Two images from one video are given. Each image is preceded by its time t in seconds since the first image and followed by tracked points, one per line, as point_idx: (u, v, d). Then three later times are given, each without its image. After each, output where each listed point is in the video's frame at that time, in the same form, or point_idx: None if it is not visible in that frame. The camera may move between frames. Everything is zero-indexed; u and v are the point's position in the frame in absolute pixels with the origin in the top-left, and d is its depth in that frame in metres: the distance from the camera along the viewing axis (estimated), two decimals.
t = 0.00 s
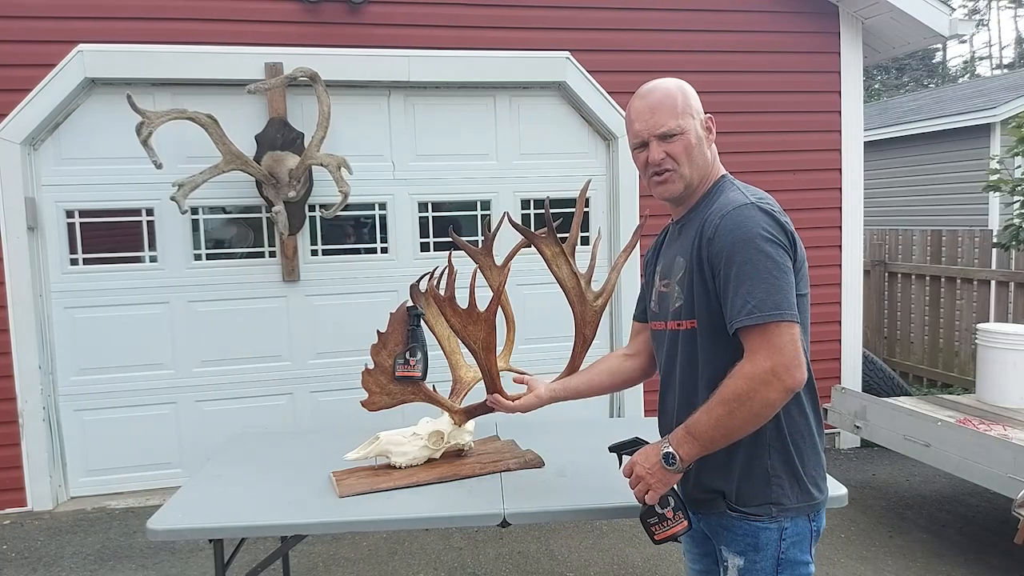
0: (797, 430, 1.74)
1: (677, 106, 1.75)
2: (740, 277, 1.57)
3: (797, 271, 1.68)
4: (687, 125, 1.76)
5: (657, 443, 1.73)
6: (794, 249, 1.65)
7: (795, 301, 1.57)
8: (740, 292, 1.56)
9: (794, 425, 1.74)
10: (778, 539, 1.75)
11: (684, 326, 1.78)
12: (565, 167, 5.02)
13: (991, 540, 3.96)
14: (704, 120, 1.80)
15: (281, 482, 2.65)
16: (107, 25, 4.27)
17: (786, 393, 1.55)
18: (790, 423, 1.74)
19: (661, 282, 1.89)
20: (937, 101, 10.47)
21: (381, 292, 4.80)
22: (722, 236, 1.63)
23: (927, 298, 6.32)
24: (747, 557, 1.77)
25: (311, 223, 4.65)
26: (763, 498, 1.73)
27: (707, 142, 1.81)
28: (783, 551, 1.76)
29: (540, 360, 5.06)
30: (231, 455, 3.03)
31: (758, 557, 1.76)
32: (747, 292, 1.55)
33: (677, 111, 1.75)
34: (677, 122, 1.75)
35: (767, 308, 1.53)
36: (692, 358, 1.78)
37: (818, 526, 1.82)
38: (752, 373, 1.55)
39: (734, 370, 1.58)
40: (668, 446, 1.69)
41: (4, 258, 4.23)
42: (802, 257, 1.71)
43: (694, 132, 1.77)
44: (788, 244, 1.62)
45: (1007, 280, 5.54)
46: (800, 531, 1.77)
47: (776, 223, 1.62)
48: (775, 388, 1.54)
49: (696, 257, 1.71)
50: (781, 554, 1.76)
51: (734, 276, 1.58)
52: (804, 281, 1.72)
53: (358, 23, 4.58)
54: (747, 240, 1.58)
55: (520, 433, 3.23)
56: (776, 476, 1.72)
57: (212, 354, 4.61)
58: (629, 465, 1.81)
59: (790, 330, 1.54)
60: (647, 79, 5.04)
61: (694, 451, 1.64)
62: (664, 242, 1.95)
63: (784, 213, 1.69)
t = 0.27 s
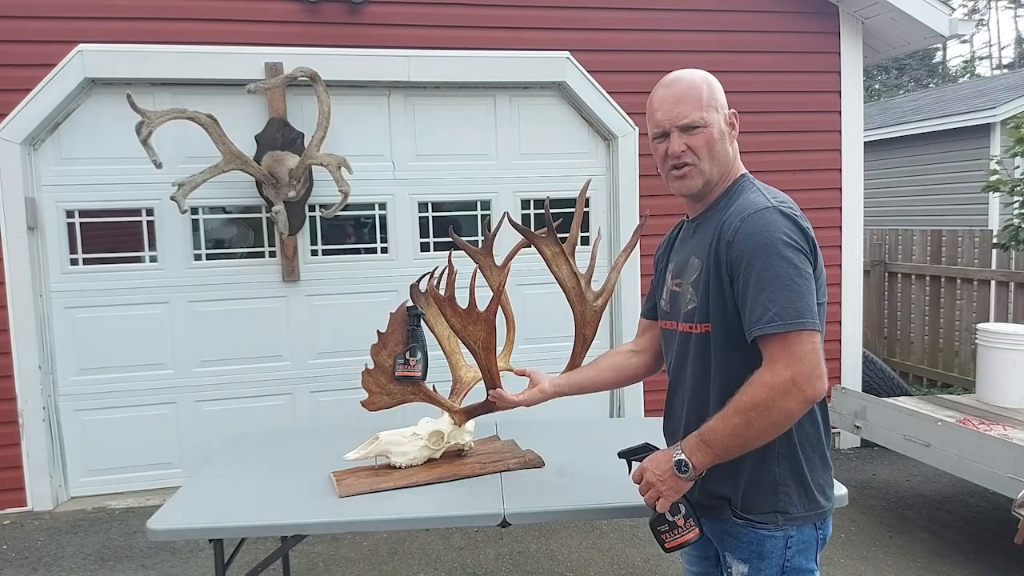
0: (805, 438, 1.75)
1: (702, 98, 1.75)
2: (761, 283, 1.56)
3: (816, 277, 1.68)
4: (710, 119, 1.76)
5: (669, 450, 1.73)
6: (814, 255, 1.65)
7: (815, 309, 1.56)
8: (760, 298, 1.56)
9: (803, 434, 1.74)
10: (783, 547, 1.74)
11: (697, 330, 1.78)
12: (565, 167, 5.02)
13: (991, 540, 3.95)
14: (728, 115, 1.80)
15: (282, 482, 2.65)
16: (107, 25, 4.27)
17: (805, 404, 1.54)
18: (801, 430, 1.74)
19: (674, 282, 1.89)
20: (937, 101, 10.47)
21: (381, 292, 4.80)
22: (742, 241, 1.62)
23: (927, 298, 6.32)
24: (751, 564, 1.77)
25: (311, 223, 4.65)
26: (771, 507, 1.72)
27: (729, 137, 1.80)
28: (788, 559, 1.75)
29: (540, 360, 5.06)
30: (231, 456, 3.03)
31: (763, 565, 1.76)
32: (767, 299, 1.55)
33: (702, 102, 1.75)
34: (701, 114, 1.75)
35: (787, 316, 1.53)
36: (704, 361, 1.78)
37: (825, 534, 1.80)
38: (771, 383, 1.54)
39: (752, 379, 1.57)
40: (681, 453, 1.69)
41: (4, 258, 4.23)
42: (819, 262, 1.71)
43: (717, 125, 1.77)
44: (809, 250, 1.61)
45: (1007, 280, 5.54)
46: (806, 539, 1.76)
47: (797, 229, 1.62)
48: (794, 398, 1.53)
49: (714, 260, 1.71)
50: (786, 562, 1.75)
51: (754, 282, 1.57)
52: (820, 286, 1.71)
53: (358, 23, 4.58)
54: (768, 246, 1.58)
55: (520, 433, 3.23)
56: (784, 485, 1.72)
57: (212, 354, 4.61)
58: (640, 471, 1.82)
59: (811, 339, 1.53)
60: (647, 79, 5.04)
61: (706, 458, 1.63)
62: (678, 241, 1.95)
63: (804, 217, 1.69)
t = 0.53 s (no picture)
0: (813, 440, 1.75)
1: (715, 96, 1.75)
2: (772, 289, 1.56)
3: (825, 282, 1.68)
4: (722, 117, 1.75)
5: (671, 448, 1.73)
6: (823, 261, 1.65)
7: (825, 317, 1.56)
8: (770, 303, 1.56)
9: (811, 436, 1.75)
10: (791, 548, 1.75)
11: (704, 333, 1.78)
12: (565, 167, 5.02)
13: (992, 540, 3.95)
14: (742, 113, 1.79)
15: (282, 482, 2.65)
16: (107, 25, 4.27)
17: (812, 411, 1.54)
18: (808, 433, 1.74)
19: (683, 281, 1.89)
20: (937, 100, 10.46)
21: (381, 292, 4.80)
22: (753, 245, 1.62)
23: (927, 298, 6.32)
24: (759, 565, 1.78)
25: (311, 223, 4.65)
26: (778, 508, 1.73)
27: (742, 135, 1.80)
28: (795, 560, 1.75)
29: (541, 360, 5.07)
30: (231, 455, 3.03)
31: (771, 565, 1.76)
32: (776, 306, 1.55)
33: (715, 100, 1.75)
34: (713, 112, 1.75)
35: (797, 323, 1.53)
36: (711, 363, 1.79)
37: (831, 534, 1.81)
38: (779, 388, 1.54)
39: (760, 383, 1.57)
40: (684, 452, 1.69)
41: (4, 258, 4.23)
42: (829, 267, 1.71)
43: (730, 123, 1.77)
44: (820, 256, 1.61)
45: (1007, 280, 5.54)
46: (813, 540, 1.77)
47: (808, 234, 1.62)
48: (801, 404, 1.53)
49: (723, 262, 1.71)
50: (794, 562, 1.75)
51: (764, 288, 1.57)
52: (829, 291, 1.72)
53: (358, 23, 4.58)
54: (779, 252, 1.57)
55: (521, 432, 3.23)
56: (792, 487, 1.72)
57: (212, 354, 4.61)
58: (640, 465, 1.81)
59: (821, 346, 1.53)
60: (647, 79, 5.04)
61: (707, 458, 1.63)
62: (687, 240, 1.96)
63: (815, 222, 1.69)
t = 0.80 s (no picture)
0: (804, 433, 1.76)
1: (714, 96, 1.75)
2: (773, 280, 1.57)
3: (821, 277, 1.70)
4: (721, 116, 1.76)
5: (668, 435, 1.72)
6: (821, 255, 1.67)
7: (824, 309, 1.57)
8: (773, 295, 1.56)
9: (803, 429, 1.76)
10: (780, 540, 1.75)
11: (702, 324, 1.78)
12: (565, 166, 5.02)
13: (992, 540, 3.95)
14: (741, 112, 1.80)
15: (282, 482, 2.65)
16: (107, 25, 4.27)
17: (812, 399, 1.55)
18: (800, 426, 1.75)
19: (678, 276, 1.89)
20: (937, 100, 10.46)
21: (381, 291, 4.80)
22: (755, 238, 1.63)
23: (927, 298, 6.32)
24: (748, 557, 1.78)
25: (311, 223, 4.65)
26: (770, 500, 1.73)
27: (741, 134, 1.80)
28: (784, 552, 1.76)
29: (541, 360, 5.07)
30: (231, 455, 3.03)
31: (760, 558, 1.76)
32: (778, 297, 1.55)
33: (714, 100, 1.75)
34: (713, 111, 1.75)
35: (798, 314, 1.54)
36: (707, 356, 1.78)
37: (818, 526, 1.82)
38: (782, 376, 1.55)
39: (762, 371, 1.58)
40: (680, 438, 1.68)
41: (4, 258, 4.23)
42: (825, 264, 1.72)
43: (730, 122, 1.77)
44: (820, 251, 1.63)
45: (1007, 280, 5.54)
46: (801, 532, 1.78)
47: (808, 229, 1.63)
48: (802, 392, 1.54)
49: (724, 256, 1.71)
50: (782, 554, 1.76)
51: (766, 280, 1.58)
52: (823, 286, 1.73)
53: (358, 23, 4.58)
54: (781, 244, 1.58)
55: (520, 432, 3.23)
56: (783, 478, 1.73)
57: (212, 354, 4.61)
58: (636, 453, 1.80)
59: (822, 336, 1.54)
60: (647, 79, 5.04)
61: (706, 444, 1.63)
62: (682, 236, 1.96)
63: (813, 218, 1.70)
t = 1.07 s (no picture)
0: (797, 426, 1.77)
1: (688, 106, 1.75)
2: (764, 274, 1.57)
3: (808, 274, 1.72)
4: (696, 126, 1.75)
5: (655, 412, 1.72)
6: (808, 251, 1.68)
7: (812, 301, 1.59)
8: (764, 289, 1.57)
9: (795, 421, 1.76)
10: (767, 531, 1.75)
11: (694, 321, 1.78)
12: (565, 166, 5.02)
13: (992, 540, 3.95)
14: (716, 118, 1.78)
15: (282, 482, 2.65)
16: (107, 25, 4.27)
17: (801, 386, 1.56)
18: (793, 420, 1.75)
19: (667, 277, 1.88)
20: (938, 100, 10.45)
21: (381, 291, 4.80)
22: (744, 233, 1.63)
23: (927, 298, 6.32)
24: (734, 546, 1.78)
25: (311, 223, 4.65)
26: (760, 489, 1.73)
27: (718, 140, 1.79)
28: (770, 544, 1.76)
29: (540, 359, 5.07)
30: (231, 455, 3.03)
31: (745, 547, 1.77)
32: (768, 290, 1.56)
33: (686, 109, 1.75)
34: (687, 122, 1.74)
35: (788, 306, 1.55)
36: (699, 352, 1.78)
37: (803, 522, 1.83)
38: (774, 363, 1.55)
39: (755, 356, 1.58)
40: (668, 416, 1.68)
41: (4, 258, 4.23)
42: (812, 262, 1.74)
43: (704, 130, 1.76)
44: (806, 246, 1.64)
45: (1007, 279, 5.53)
46: (788, 526, 1.78)
47: (795, 225, 1.64)
48: (792, 380, 1.55)
49: (714, 254, 1.72)
50: (768, 546, 1.77)
51: (756, 274, 1.58)
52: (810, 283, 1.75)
53: (358, 23, 4.58)
54: (770, 239, 1.60)
55: (520, 432, 3.23)
56: (775, 469, 1.73)
57: (212, 354, 4.61)
58: (620, 430, 1.80)
59: (813, 327, 1.55)
60: (647, 79, 5.04)
61: (694, 424, 1.63)
62: (670, 239, 1.95)
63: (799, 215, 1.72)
